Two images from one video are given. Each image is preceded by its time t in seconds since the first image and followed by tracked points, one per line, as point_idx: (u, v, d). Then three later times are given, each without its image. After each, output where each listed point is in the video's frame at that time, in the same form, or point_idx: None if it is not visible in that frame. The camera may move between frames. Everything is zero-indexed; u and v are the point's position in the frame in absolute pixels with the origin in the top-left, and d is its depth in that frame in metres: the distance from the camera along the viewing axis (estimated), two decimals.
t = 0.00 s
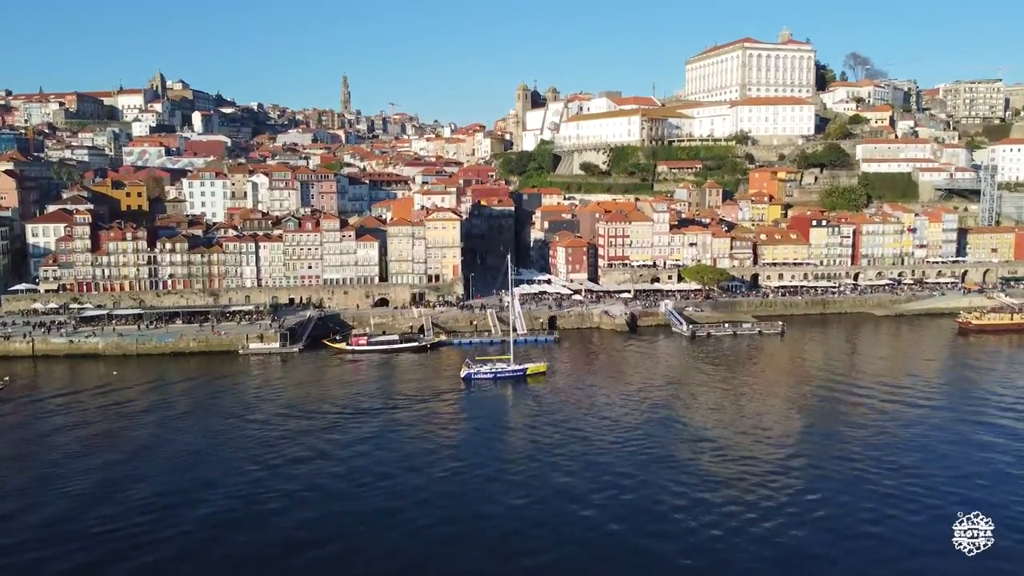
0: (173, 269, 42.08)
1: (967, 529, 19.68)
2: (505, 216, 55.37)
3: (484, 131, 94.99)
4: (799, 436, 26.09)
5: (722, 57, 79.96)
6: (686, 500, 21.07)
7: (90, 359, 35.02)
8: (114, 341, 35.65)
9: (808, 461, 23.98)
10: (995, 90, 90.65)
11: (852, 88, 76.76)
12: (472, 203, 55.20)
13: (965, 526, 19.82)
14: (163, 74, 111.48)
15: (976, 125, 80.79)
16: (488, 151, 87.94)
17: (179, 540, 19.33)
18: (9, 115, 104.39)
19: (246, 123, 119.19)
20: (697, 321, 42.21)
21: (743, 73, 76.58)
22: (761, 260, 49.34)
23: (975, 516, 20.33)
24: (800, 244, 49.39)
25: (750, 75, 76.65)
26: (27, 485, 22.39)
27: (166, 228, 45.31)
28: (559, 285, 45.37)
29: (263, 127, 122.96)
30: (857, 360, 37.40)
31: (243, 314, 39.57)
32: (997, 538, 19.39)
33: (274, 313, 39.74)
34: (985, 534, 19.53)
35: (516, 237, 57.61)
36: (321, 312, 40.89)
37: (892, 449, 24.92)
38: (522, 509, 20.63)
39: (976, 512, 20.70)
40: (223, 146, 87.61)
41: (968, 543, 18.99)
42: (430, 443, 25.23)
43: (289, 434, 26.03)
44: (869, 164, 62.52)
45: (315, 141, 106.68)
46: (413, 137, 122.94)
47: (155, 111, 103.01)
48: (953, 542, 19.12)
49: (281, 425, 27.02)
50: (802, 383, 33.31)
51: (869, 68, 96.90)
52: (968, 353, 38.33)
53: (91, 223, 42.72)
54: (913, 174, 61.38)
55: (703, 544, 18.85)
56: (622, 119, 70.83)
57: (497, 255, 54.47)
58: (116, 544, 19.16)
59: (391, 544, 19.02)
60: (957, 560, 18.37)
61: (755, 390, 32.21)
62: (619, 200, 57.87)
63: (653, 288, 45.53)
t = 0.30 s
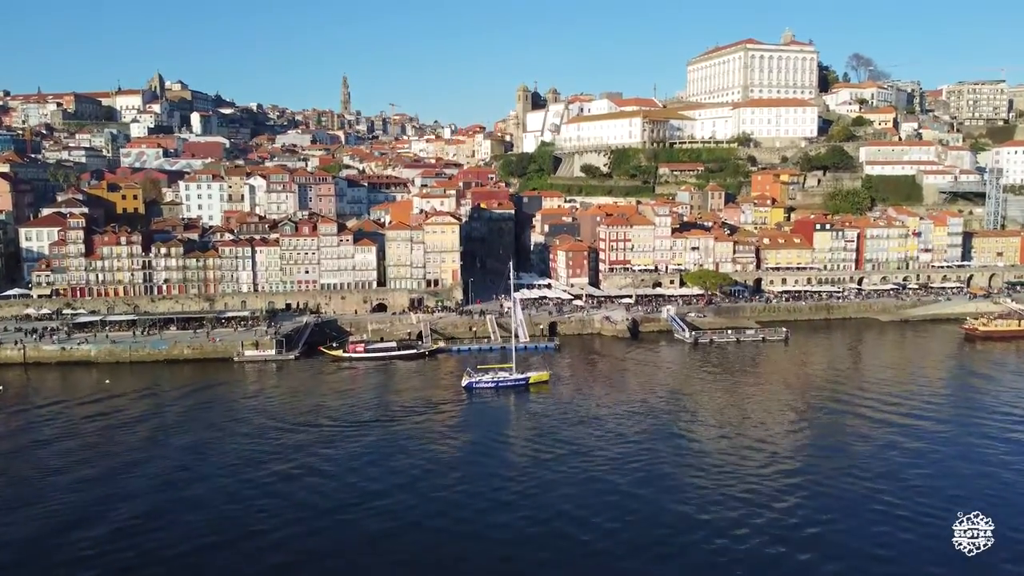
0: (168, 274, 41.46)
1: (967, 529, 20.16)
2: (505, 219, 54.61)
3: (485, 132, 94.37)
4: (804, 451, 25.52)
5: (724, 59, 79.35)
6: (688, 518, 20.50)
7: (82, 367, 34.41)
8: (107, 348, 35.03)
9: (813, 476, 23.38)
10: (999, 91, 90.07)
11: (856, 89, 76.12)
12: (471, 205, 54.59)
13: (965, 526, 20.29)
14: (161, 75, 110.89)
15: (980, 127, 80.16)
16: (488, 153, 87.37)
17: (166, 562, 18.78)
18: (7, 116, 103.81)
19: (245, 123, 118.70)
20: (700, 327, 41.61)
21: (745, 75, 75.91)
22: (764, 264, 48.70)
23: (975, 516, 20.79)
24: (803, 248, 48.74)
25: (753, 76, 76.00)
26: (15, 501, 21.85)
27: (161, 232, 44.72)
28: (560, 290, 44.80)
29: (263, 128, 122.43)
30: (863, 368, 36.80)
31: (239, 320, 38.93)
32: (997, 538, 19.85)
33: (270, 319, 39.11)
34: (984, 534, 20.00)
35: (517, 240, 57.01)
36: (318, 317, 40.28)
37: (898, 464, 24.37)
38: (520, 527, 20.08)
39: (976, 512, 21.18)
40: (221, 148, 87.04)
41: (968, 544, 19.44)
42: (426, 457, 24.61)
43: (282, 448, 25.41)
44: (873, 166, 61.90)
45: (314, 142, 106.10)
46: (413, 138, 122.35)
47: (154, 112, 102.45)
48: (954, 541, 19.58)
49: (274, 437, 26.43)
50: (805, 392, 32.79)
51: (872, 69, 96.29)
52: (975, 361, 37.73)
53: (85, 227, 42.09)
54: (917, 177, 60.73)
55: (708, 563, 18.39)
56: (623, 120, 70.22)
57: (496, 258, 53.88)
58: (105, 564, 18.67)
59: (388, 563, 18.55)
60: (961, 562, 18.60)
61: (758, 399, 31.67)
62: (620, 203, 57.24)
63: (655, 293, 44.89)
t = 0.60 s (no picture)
0: (163, 279, 40.86)
1: (968, 529, 20.72)
2: (505, 223, 53.61)
3: (484, 134, 93.77)
4: (808, 465, 24.95)
5: (726, 60, 78.69)
6: (691, 538, 19.97)
7: (74, 375, 33.80)
8: (100, 355, 34.42)
9: (819, 493, 22.83)
10: (1002, 92, 89.52)
11: (859, 91, 75.52)
12: (472, 209, 54.50)
13: (966, 526, 20.87)
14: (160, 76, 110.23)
15: (984, 128, 79.53)
16: (488, 154, 86.80)
17: None
18: (5, 117, 103.23)
19: (244, 124, 118.18)
20: (703, 334, 41.01)
21: (747, 76, 75.27)
22: (767, 268, 48.07)
23: (975, 516, 21.40)
24: (807, 253, 48.13)
25: (755, 78, 75.35)
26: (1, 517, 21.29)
27: (157, 236, 44.13)
28: (560, 296, 44.19)
29: (263, 129, 121.89)
30: (868, 375, 36.21)
31: (235, 327, 38.32)
32: (996, 539, 20.42)
33: (266, 326, 38.51)
34: (984, 534, 20.57)
35: (517, 243, 56.44)
36: (315, 323, 39.71)
37: (905, 480, 23.84)
38: (519, 548, 19.54)
39: (976, 513, 21.78)
40: (219, 150, 86.43)
41: (968, 543, 19.99)
42: (422, 471, 24.04)
43: (275, 461, 24.82)
44: (876, 169, 61.28)
45: (313, 144, 105.50)
46: (413, 139, 121.76)
47: (152, 113, 101.88)
48: (954, 541, 20.14)
49: (267, 449, 25.83)
50: (809, 401, 32.22)
51: (875, 70, 95.65)
52: (982, 368, 37.13)
53: (79, 231, 41.47)
54: (922, 179, 60.13)
55: None
56: (624, 122, 69.59)
57: (496, 262, 53.29)
58: None
59: None
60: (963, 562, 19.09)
61: (761, 409, 31.09)
62: (621, 206, 56.58)
63: (657, 298, 44.27)
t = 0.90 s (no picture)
0: (157, 284, 40.25)
1: (968, 529, 21.09)
2: (505, 226, 53.41)
3: (484, 135, 93.17)
4: (814, 478, 24.36)
5: (728, 61, 78.02)
6: (694, 558, 19.39)
7: (66, 383, 33.19)
8: (92, 362, 33.79)
9: (824, 507, 22.28)
10: (1006, 94, 88.96)
11: (862, 92, 74.86)
12: (472, 211, 53.94)
13: (966, 526, 21.24)
14: (158, 77, 109.56)
15: (988, 130, 78.92)
16: (488, 156, 86.18)
17: None
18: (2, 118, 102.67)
19: (243, 125, 117.59)
20: (705, 340, 40.41)
21: (750, 77, 74.60)
22: (771, 273, 47.43)
23: (975, 516, 21.74)
24: (811, 257, 47.50)
25: (757, 79, 74.75)
26: None
27: (152, 240, 43.52)
28: (560, 301, 43.61)
29: (262, 129, 121.30)
30: (873, 382, 35.58)
31: (230, 333, 37.69)
32: (996, 539, 20.76)
33: (262, 331, 37.90)
34: (984, 534, 20.92)
35: (517, 247, 55.86)
36: (312, 329, 39.11)
37: (913, 493, 23.27)
38: (516, 567, 18.94)
39: (976, 512, 22.10)
40: (217, 151, 85.82)
41: (968, 543, 20.36)
42: (418, 482, 23.42)
43: (268, 470, 24.19)
44: (880, 171, 60.56)
45: (312, 145, 104.89)
46: (413, 140, 121.19)
47: (150, 114, 101.28)
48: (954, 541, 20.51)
49: (259, 457, 25.20)
50: (813, 410, 31.65)
51: (878, 71, 95.06)
52: (989, 376, 36.51)
53: (73, 235, 40.87)
54: (926, 182, 59.55)
55: None
56: (625, 124, 68.93)
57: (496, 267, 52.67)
58: None
59: None
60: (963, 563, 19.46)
61: (765, 418, 30.50)
62: (623, 209, 55.95)
63: (658, 303, 43.68)
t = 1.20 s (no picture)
0: (152, 289, 39.64)
1: (968, 529, 21.56)
2: (505, 229, 52.72)
3: (485, 137, 92.50)
4: (820, 495, 23.75)
5: (730, 62, 77.39)
6: None
7: (57, 391, 32.59)
8: (84, 371, 33.18)
9: (831, 526, 21.72)
10: (1010, 95, 88.39)
11: (865, 94, 74.24)
12: (472, 215, 53.35)
13: (966, 526, 21.71)
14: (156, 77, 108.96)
15: (992, 132, 78.32)
16: (488, 158, 85.55)
17: None
18: None
19: (242, 126, 117.02)
20: (708, 347, 39.77)
21: (752, 79, 73.98)
22: (774, 278, 46.76)
23: (975, 517, 22.22)
24: (814, 261, 46.85)
25: (760, 80, 74.14)
26: None
27: (147, 245, 42.93)
28: (561, 306, 42.99)
29: (261, 130, 120.76)
30: (879, 391, 34.95)
31: (225, 340, 37.08)
32: (996, 538, 21.25)
33: (257, 338, 37.29)
34: (984, 534, 21.41)
35: (517, 251, 55.22)
36: (309, 336, 38.50)
37: (922, 510, 22.71)
38: None
39: (976, 512, 22.60)
40: (216, 152, 85.22)
41: (968, 543, 20.83)
42: (414, 498, 22.80)
43: (260, 486, 23.57)
44: (885, 174, 59.94)
45: (312, 146, 104.31)
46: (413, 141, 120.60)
47: (149, 115, 100.75)
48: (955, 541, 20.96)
49: (251, 472, 24.57)
50: (817, 420, 31.03)
51: (881, 72, 94.49)
52: (997, 383, 35.91)
53: (67, 240, 40.28)
54: (931, 185, 59.00)
55: None
56: (626, 126, 68.29)
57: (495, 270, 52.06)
58: None
59: None
60: (964, 562, 19.92)
61: (768, 429, 29.89)
62: (624, 213, 55.28)
63: (660, 309, 43.06)
